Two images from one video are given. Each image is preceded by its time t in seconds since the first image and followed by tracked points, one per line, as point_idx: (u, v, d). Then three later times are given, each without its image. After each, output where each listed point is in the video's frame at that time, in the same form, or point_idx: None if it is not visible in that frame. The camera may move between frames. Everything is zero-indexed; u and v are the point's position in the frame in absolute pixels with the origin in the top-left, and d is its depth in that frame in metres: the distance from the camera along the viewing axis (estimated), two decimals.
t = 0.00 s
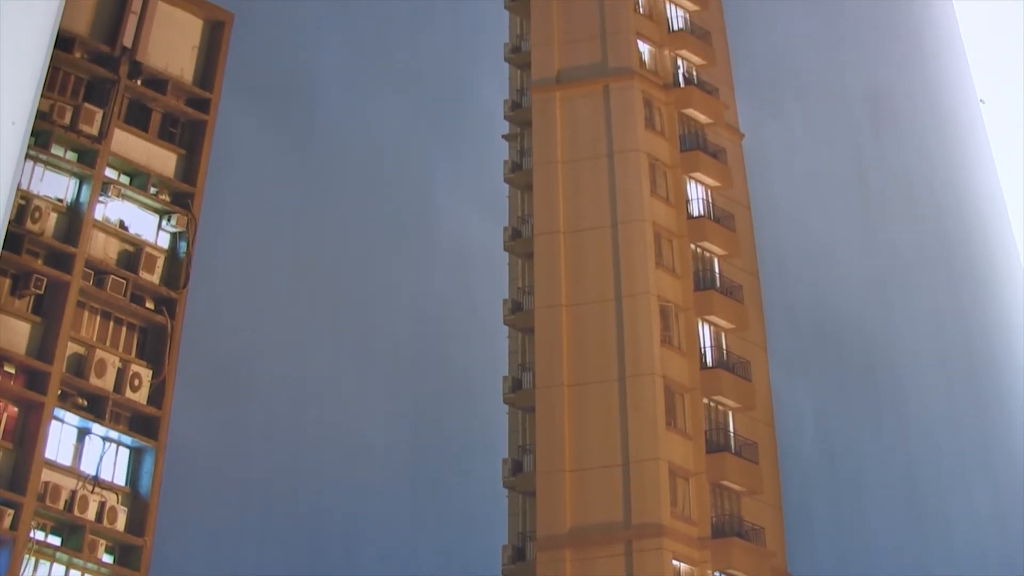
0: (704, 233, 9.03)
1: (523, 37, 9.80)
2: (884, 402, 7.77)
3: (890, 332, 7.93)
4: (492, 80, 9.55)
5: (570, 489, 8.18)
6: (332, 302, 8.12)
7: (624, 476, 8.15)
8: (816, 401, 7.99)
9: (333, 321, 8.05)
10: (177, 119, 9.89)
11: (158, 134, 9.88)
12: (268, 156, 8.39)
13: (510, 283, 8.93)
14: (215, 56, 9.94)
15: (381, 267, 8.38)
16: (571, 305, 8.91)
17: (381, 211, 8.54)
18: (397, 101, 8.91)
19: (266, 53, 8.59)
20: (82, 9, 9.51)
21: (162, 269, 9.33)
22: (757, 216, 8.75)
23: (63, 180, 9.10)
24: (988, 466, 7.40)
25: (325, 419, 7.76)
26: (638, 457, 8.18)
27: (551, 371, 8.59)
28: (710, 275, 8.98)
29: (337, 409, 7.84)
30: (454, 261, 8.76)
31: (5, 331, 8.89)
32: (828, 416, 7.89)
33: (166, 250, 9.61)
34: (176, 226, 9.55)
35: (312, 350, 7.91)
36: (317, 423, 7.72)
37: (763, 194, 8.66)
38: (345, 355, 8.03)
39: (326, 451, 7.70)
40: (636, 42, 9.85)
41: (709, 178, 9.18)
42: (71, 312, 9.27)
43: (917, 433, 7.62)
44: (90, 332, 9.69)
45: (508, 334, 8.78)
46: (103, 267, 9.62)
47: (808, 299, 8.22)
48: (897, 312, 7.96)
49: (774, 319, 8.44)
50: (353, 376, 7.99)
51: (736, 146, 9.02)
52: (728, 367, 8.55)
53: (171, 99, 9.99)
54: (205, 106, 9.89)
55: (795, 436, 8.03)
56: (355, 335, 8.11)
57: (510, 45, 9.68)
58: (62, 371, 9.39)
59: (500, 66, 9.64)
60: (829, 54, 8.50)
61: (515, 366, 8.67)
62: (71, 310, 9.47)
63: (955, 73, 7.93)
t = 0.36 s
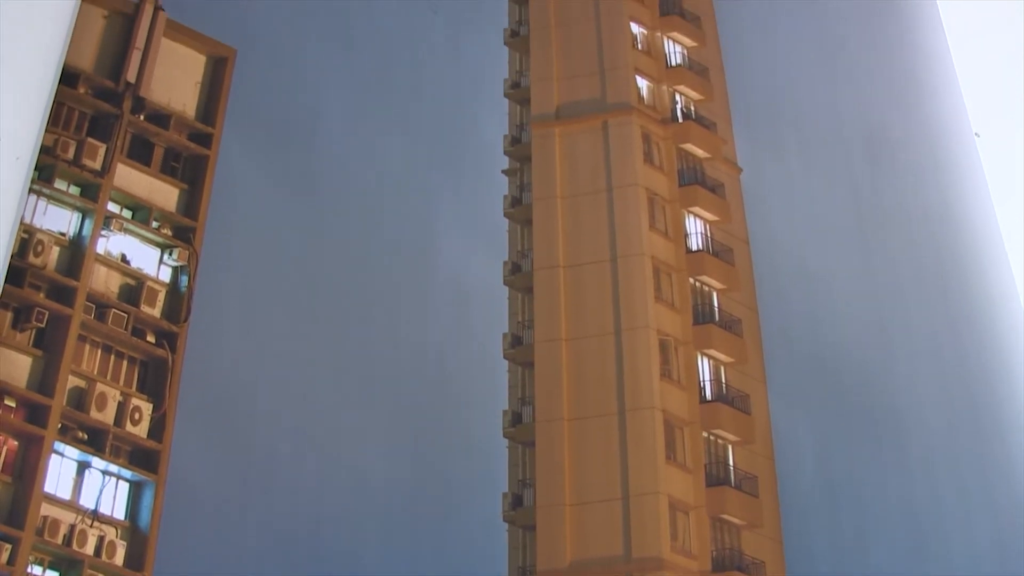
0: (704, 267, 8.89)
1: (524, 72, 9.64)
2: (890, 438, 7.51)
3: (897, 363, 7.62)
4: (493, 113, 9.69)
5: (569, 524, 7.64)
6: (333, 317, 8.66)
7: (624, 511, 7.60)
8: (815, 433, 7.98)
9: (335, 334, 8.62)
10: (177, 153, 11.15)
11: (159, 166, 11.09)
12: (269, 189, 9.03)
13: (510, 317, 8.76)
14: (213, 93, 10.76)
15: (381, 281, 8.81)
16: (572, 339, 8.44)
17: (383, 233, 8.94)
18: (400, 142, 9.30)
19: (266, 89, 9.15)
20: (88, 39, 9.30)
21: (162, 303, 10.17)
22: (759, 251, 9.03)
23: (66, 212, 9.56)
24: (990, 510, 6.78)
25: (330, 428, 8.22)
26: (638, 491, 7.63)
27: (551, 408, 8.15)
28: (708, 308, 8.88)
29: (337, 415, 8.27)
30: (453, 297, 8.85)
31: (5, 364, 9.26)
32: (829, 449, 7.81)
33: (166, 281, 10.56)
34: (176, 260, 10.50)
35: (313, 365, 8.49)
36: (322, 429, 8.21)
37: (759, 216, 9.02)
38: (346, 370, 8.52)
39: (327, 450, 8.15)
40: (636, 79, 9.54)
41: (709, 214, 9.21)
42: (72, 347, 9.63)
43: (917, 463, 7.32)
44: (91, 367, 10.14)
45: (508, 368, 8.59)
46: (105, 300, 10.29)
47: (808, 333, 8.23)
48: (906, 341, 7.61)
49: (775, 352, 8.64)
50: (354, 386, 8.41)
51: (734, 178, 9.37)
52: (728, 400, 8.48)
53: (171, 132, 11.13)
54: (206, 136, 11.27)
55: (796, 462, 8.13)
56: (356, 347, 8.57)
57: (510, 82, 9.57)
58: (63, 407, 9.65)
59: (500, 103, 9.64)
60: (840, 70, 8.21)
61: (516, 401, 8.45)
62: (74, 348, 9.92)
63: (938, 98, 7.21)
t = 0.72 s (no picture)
0: (702, 291, 8.68)
1: (523, 98, 9.76)
2: (886, 456, 7.29)
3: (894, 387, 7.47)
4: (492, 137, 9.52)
5: (569, 547, 7.80)
6: (331, 317, 8.36)
7: (624, 535, 7.75)
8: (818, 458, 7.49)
9: (333, 333, 8.30)
10: (177, 179, 9.13)
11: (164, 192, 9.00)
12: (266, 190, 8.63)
13: (510, 341, 8.76)
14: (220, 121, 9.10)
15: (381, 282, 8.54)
16: (572, 363, 8.63)
17: (383, 240, 8.73)
18: (397, 149, 9.09)
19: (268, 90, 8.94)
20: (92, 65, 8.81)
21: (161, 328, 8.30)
22: (758, 273, 8.39)
23: (68, 237, 8.05)
24: (990, 533, 6.79)
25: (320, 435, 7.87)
26: (637, 516, 7.78)
27: (552, 430, 8.28)
28: (708, 332, 8.59)
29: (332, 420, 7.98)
30: (452, 321, 8.58)
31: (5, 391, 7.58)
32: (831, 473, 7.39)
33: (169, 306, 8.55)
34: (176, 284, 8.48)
35: (311, 363, 8.14)
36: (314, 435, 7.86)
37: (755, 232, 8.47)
38: (342, 373, 8.16)
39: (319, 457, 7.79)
40: (634, 104, 9.76)
41: (708, 238, 8.91)
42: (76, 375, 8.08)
43: (916, 489, 7.12)
44: (93, 389, 8.30)
45: (507, 394, 8.49)
46: (106, 324, 8.49)
47: (806, 357, 7.83)
48: (902, 364, 7.50)
49: (777, 379, 7.97)
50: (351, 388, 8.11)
51: (734, 205, 8.78)
52: (728, 424, 8.09)
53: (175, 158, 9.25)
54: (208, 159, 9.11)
55: (797, 490, 7.52)
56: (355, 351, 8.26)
57: (509, 107, 9.64)
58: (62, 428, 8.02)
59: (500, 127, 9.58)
60: (861, 80, 8.33)
61: (515, 425, 8.37)
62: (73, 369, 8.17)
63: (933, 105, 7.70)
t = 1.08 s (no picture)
0: (701, 315, 8.65)
1: (523, 124, 9.80)
2: (887, 478, 7.36)
3: (892, 395, 7.58)
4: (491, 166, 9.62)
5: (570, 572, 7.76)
6: (331, 339, 8.38)
7: (625, 560, 7.69)
8: (817, 480, 7.55)
9: (331, 356, 8.32)
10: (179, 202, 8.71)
11: (164, 216, 8.65)
12: (264, 213, 8.72)
13: (510, 366, 8.76)
14: (223, 147, 8.90)
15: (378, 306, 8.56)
16: (572, 388, 8.62)
17: (383, 259, 8.81)
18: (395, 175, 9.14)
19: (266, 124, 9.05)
20: (94, 92, 8.67)
21: (162, 353, 8.20)
22: (756, 295, 8.46)
23: (70, 261, 8.02)
24: (989, 548, 6.91)
25: (319, 453, 7.92)
26: (638, 540, 7.71)
27: (551, 455, 8.27)
28: (708, 356, 8.55)
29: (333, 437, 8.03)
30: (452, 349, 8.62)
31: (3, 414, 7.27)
32: (830, 492, 7.48)
33: (169, 330, 8.34)
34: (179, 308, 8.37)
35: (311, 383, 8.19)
36: (313, 453, 7.91)
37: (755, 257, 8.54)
38: (341, 393, 8.19)
39: (316, 474, 7.82)
40: (633, 129, 9.73)
41: (708, 263, 8.91)
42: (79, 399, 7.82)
43: (917, 506, 7.21)
44: (93, 415, 7.85)
45: (508, 419, 8.52)
46: (107, 348, 8.09)
47: (804, 378, 7.90)
48: (899, 374, 7.62)
49: (775, 399, 8.02)
50: (349, 407, 8.15)
51: (732, 231, 8.79)
52: (728, 449, 8.07)
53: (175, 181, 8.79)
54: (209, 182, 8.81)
55: (798, 515, 7.54)
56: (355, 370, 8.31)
57: (509, 133, 9.70)
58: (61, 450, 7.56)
59: (499, 153, 9.68)
60: (859, 81, 8.48)
61: (515, 450, 8.37)
62: (73, 395, 7.80)
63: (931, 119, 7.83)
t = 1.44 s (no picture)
0: (701, 343, 8.51)
1: (523, 153, 9.82)
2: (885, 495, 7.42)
3: (894, 418, 7.63)
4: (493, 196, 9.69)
5: None
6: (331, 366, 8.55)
7: None
8: (816, 506, 7.56)
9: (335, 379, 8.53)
10: (183, 232, 8.65)
11: (165, 244, 8.60)
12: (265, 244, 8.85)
13: (510, 395, 8.67)
14: (224, 174, 9.02)
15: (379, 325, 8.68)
16: (572, 416, 8.49)
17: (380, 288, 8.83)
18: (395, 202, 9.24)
19: (269, 154, 9.17)
20: (99, 119, 8.61)
21: (162, 381, 8.12)
22: (757, 321, 8.41)
23: (72, 290, 7.98)
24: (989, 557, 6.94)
25: (320, 472, 8.14)
26: (638, 568, 7.58)
27: (551, 483, 8.12)
28: (708, 385, 8.41)
29: (331, 468, 8.18)
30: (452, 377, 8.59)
31: (4, 440, 7.31)
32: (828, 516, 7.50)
33: (169, 359, 8.26)
34: (178, 337, 8.31)
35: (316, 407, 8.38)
36: (314, 474, 8.12)
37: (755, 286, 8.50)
38: (342, 414, 8.38)
39: (318, 495, 8.05)
40: (633, 157, 9.70)
41: (707, 291, 8.80)
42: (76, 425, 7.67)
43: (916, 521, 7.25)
44: (93, 443, 7.75)
45: (508, 447, 8.38)
46: (108, 376, 7.97)
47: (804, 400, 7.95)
48: (899, 397, 7.67)
49: (776, 425, 7.97)
50: (348, 439, 8.28)
51: (731, 258, 8.72)
52: (729, 477, 7.94)
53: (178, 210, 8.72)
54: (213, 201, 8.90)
55: (798, 542, 7.49)
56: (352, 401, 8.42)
57: (509, 162, 9.74)
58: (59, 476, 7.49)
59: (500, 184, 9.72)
60: (849, 115, 8.58)
61: (515, 479, 8.25)
62: (73, 422, 7.71)
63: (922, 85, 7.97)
